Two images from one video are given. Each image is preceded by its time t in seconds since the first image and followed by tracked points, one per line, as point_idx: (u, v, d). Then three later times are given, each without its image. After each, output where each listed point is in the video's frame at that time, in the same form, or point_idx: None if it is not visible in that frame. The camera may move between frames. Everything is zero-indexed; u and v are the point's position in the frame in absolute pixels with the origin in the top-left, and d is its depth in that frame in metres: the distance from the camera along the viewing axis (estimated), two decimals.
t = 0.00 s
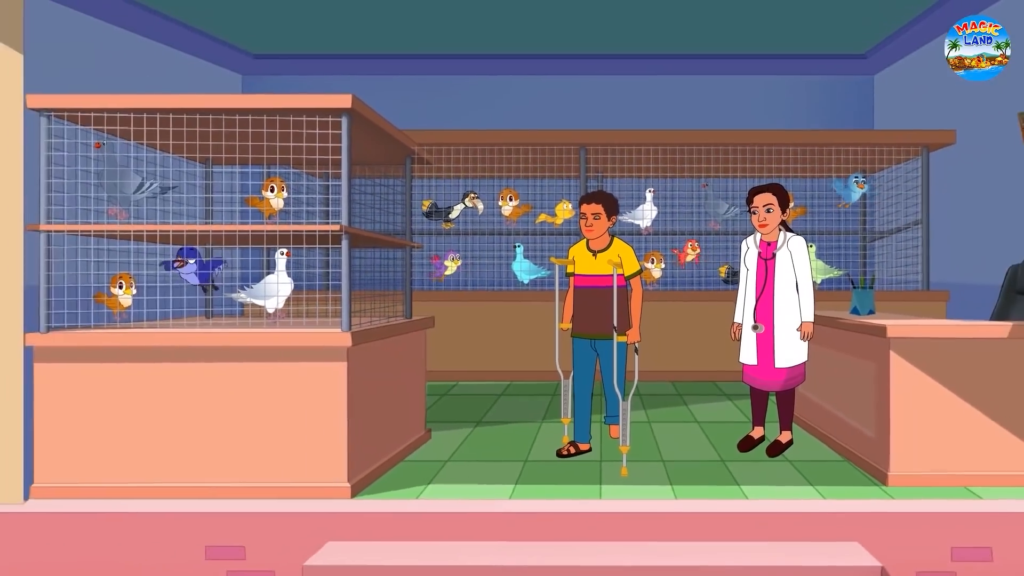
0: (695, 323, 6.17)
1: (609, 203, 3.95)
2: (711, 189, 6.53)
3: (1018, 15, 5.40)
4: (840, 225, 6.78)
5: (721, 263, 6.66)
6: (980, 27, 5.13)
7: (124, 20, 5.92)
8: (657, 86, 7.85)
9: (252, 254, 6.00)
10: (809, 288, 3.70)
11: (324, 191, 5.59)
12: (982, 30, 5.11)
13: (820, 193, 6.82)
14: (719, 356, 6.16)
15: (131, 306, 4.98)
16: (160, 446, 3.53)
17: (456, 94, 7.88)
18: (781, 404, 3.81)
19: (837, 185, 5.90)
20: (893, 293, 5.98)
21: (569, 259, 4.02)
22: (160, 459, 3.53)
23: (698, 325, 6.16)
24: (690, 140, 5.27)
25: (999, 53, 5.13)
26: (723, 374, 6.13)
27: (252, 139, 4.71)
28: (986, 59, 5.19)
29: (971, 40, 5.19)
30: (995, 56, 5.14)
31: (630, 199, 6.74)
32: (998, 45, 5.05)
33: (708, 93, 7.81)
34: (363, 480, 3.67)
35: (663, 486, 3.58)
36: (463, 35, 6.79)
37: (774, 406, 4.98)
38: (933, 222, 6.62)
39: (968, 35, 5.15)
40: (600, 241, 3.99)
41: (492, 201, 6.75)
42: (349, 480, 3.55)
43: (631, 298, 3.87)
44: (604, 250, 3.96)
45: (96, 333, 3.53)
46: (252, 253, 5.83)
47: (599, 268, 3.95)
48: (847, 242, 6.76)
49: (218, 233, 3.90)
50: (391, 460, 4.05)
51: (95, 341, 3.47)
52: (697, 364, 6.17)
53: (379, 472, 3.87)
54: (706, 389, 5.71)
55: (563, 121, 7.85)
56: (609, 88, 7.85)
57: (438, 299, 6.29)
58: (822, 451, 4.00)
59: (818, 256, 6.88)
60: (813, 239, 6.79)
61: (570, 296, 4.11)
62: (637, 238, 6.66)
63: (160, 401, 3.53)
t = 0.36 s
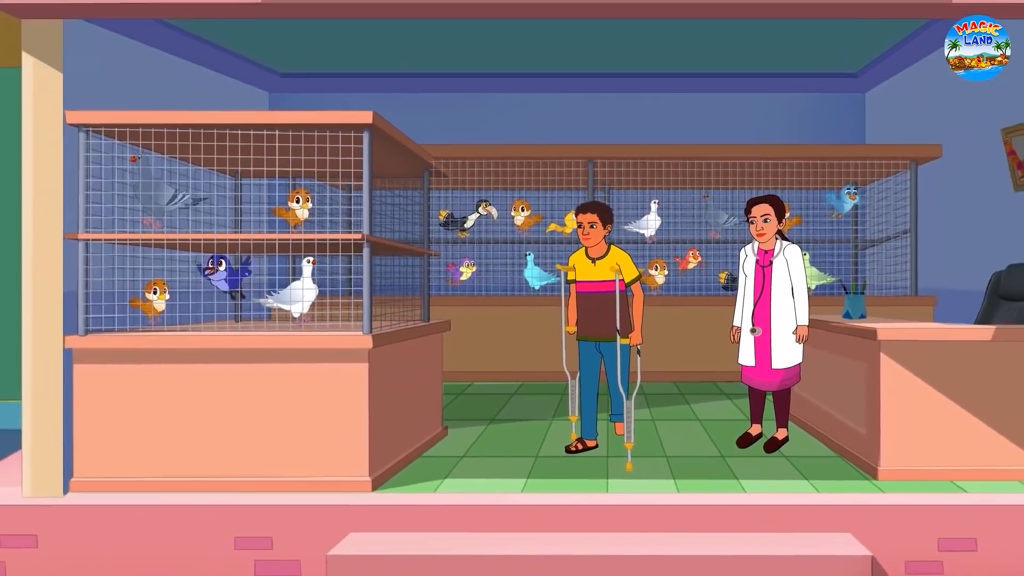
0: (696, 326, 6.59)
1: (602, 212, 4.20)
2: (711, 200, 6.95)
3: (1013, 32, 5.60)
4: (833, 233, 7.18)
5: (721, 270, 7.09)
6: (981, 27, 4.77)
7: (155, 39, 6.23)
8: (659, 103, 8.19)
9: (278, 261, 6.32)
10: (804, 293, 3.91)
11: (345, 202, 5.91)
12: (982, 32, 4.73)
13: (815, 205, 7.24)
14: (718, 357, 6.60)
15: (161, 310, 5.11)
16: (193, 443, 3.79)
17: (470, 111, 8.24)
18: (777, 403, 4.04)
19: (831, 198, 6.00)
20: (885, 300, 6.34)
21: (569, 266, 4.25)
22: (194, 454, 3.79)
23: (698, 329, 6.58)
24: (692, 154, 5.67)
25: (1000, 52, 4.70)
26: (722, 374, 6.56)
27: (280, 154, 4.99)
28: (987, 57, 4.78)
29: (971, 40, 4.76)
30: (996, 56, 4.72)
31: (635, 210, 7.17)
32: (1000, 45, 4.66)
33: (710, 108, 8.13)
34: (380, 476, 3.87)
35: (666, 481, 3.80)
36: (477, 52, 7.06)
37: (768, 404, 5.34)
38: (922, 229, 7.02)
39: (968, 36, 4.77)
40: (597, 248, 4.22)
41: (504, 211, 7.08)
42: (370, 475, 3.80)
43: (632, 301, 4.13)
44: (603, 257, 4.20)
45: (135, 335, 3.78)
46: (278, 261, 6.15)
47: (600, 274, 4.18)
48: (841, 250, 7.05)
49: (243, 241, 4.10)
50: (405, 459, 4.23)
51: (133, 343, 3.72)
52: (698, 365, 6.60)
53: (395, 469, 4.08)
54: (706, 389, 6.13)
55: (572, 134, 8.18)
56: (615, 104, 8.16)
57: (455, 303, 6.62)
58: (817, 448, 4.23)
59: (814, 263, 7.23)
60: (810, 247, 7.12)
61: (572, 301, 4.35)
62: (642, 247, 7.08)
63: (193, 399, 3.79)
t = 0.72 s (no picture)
0: (697, 329, 6.90)
1: (606, 219, 4.40)
2: (712, 209, 7.31)
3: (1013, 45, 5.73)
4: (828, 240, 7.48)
5: (721, 276, 7.44)
6: (980, 25, 3.70)
7: (177, 53, 6.44)
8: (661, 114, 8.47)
9: (296, 267, 6.60)
10: (800, 297, 4.10)
11: (362, 210, 6.19)
12: (984, 28, 3.71)
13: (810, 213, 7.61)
14: (719, 358, 6.91)
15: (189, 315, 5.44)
16: (217, 438, 3.84)
17: (482, 124, 8.54)
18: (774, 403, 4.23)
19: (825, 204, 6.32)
20: (876, 303, 6.67)
21: (574, 271, 4.47)
22: (218, 450, 3.84)
23: (700, 331, 6.89)
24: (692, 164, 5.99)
25: (1001, 51, 3.87)
26: (722, 375, 6.89)
27: (301, 165, 5.19)
28: (988, 59, 3.93)
29: (971, 40, 3.81)
30: (996, 56, 3.89)
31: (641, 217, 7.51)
32: (1000, 45, 3.84)
33: (710, 120, 8.42)
34: (396, 472, 3.94)
35: (669, 479, 3.92)
36: (489, 64, 7.22)
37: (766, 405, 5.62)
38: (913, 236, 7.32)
39: (969, 33, 3.75)
40: (601, 254, 4.43)
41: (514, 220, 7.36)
42: (385, 471, 3.85)
43: (635, 305, 4.34)
44: (607, 262, 4.41)
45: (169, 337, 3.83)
46: (297, 266, 6.43)
47: (605, 278, 4.40)
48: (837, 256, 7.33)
49: (263, 248, 4.28)
50: (419, 456, 4.35)
51: (163, 344, 3.78)
52: (699, 366, 6.91)
53: (409, 466, 4.17)
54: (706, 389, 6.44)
55: (579, 145, 8.47)
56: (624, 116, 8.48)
57: (468, 306, 6.89)
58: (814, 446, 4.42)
59: (807, 266, 7.66)
60: (805, 253, 7.45)
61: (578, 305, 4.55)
62: (645, 253, 7.39)
63: (219, 399, 3.85)
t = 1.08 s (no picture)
0: (699, 330, 7.05)
1: (610, 224, 4.53)
2: (714, 213, 7.49)
3: (1012, 51, 5.80)
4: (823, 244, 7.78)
5: (721, 279, 7.62)
6: (980, 25, 3.63)
7: (193, 63, 6.64)
8: (663, 122, 8.68)
9: (309, 270, 6.80)
10: (798, 300, 4.22)
11: (373, 216, 6.44)
12: (984, 28, 3.63)
13: (810, 218, 7.79)
14: (720, 359, 7.07)
15: (202, 318, 5.40)
16: (234, 437, 3.95)
17: (490, 133, 8.78)
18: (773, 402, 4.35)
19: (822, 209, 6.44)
20: (872, 304, 6.83)
21: (579, 274, 4.60)
22: (234, 447, 3.95)
23: (701, 333, 7.04)
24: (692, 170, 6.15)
25: (1001, 51, 3.71)
26: (723, 375, 7.04)
27: (311, 171, 5.29)
28: (987, 59, 3.78)
29: (970, 40, 3.70)
30: (996, 56, 3.73)
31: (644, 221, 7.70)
32: (1001, 45, 3.69)
33: (708, 128, 8.64)
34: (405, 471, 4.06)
35: (671, 476, 3.98)
36: (496, 71, 7.34)
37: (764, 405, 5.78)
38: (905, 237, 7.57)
39: (969, 33, 3.65)
40: (605, 257, 4.56)
41: (520, 225, 7.55)
42: (395, 468, 3.97)
43: (638, 307, 4.47)
44: (610, 266, 4.54)
45: (182, 337, 3.93)
46: (309, 269, 6.61)
47: (608, 282, 4.53)
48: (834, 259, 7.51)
49: (276, 252, 4.44)
50: (430, 453, 4.50)
51: (183, 346, 3.88)
52: (701, 366, 7.05)
53: (419, 463, 4.30)
54: (707, 389, 6.60)
55: (583, 151, 8.68)
56: (627, 125, 8.69)
57: (474, 308, 7.06)
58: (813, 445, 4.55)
59: (804, 269, 7.91)
60: (802, 256, 7.67)
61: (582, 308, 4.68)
62: (647, 257, 7.60)
63: (235, 397, 3.95)
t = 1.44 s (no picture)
0: (699, 331, 7.11)
1: (611, 226, 4.58)
2: (714, 215, 7.55)
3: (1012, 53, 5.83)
4: (823, 245, 7.83)
5: (721, 279, 7.67)
6: (980, 25, 3.68)
7: (198, 67, 6.71)
8: (665, 125, 8.74)
9: (313, 271, 6.86)
10: (797, 301, 4.26)
11: (377, 218, 6.50)
12: (984, 28, 3.68)
13: (810, 220, 7.85)
14: (720, 360, 7.12)
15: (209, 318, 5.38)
16: (239, 437, 4.01)
17: (492, 135, 8.84)
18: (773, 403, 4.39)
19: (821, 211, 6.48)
20: (871, 305, 6.88)
21: (580, 276, 4.65)
22: (239, 447, 4.00)
23: (701, 333, 7.10)
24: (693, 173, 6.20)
25: (1001, 51, 3.73)
26: (723, 375, 7.09)
27: (314, 173, 5.33)
28: (987, 59, 3.80)
29: (970, 40, 3.74)
30: (996, 56, 3.75)
31: (645, 222, 7.76)
32: (1001, 45, 3.71)
33: (709, 130, 8.69)
34: (410, 468, 4.13)
35: (671, 476, 4.01)
36: (498, 74, 7.40)
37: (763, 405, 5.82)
38: (904, 238, 7.63)
39: (969, 33, 3.69)
40: (606, 259, 4.60)
41: (521, 227, 7.61)
42: (399, 467, 4.03)
43: (640, 308, 4.53)
44: (611, 267, 4.59)
45: (188, 338, 4.00)
46: (313, 271, 6.68)
47: (609, 283, 4.58)
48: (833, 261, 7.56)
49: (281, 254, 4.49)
50: (433, 452, 4.57)
51: (189, 346, 3.93)
52: (701, 367, 7.11)
53: (423, 462, 4.37)
54: (706, 389, 6.66)
55: (585, 154, 8.73)
56: (629, 127, 8.75)
57: (475, 309, 7.13)
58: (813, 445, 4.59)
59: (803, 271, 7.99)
60: (801, 257, 7.72)
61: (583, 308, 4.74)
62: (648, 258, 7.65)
63: (240, 396, 4.01)
